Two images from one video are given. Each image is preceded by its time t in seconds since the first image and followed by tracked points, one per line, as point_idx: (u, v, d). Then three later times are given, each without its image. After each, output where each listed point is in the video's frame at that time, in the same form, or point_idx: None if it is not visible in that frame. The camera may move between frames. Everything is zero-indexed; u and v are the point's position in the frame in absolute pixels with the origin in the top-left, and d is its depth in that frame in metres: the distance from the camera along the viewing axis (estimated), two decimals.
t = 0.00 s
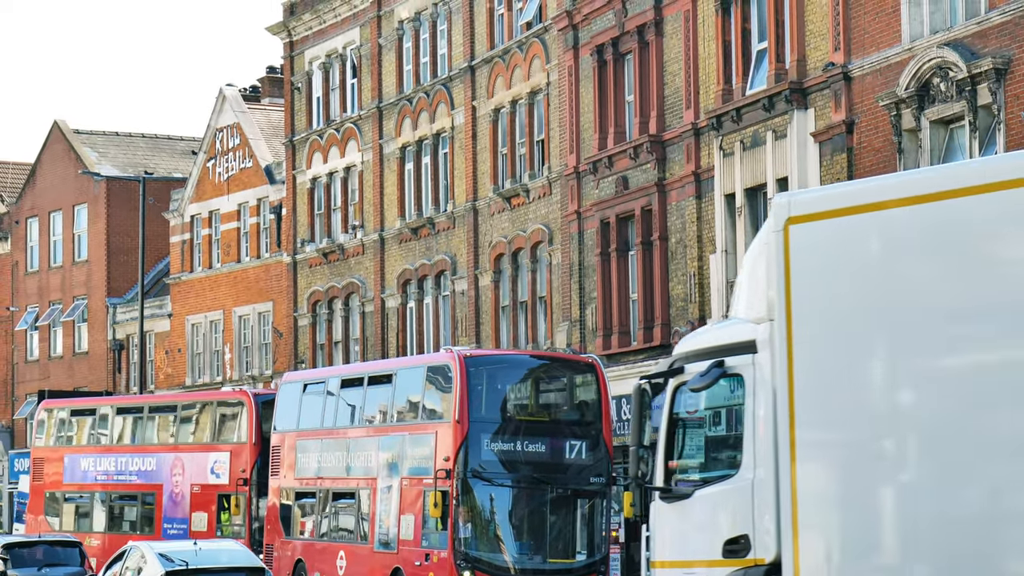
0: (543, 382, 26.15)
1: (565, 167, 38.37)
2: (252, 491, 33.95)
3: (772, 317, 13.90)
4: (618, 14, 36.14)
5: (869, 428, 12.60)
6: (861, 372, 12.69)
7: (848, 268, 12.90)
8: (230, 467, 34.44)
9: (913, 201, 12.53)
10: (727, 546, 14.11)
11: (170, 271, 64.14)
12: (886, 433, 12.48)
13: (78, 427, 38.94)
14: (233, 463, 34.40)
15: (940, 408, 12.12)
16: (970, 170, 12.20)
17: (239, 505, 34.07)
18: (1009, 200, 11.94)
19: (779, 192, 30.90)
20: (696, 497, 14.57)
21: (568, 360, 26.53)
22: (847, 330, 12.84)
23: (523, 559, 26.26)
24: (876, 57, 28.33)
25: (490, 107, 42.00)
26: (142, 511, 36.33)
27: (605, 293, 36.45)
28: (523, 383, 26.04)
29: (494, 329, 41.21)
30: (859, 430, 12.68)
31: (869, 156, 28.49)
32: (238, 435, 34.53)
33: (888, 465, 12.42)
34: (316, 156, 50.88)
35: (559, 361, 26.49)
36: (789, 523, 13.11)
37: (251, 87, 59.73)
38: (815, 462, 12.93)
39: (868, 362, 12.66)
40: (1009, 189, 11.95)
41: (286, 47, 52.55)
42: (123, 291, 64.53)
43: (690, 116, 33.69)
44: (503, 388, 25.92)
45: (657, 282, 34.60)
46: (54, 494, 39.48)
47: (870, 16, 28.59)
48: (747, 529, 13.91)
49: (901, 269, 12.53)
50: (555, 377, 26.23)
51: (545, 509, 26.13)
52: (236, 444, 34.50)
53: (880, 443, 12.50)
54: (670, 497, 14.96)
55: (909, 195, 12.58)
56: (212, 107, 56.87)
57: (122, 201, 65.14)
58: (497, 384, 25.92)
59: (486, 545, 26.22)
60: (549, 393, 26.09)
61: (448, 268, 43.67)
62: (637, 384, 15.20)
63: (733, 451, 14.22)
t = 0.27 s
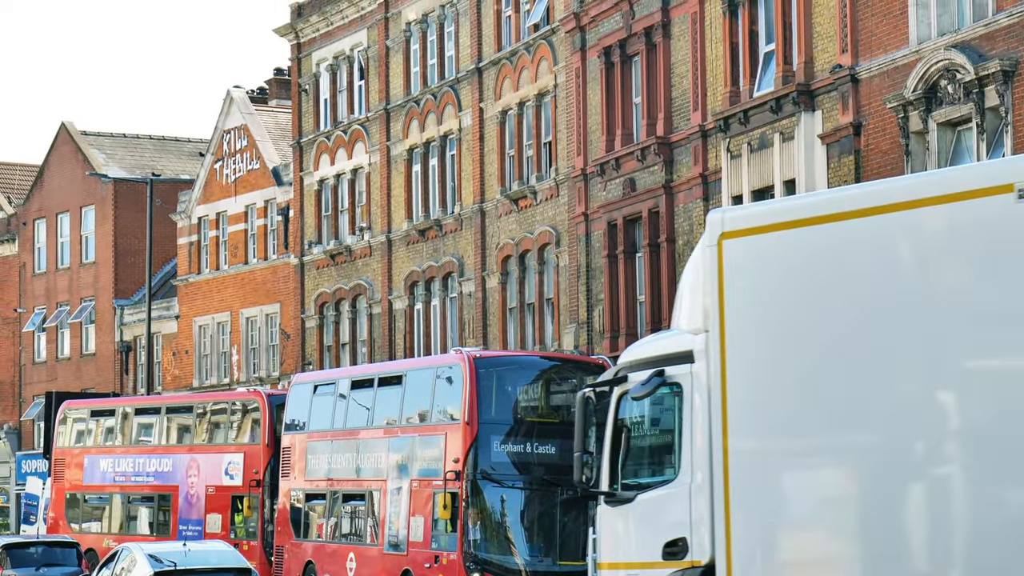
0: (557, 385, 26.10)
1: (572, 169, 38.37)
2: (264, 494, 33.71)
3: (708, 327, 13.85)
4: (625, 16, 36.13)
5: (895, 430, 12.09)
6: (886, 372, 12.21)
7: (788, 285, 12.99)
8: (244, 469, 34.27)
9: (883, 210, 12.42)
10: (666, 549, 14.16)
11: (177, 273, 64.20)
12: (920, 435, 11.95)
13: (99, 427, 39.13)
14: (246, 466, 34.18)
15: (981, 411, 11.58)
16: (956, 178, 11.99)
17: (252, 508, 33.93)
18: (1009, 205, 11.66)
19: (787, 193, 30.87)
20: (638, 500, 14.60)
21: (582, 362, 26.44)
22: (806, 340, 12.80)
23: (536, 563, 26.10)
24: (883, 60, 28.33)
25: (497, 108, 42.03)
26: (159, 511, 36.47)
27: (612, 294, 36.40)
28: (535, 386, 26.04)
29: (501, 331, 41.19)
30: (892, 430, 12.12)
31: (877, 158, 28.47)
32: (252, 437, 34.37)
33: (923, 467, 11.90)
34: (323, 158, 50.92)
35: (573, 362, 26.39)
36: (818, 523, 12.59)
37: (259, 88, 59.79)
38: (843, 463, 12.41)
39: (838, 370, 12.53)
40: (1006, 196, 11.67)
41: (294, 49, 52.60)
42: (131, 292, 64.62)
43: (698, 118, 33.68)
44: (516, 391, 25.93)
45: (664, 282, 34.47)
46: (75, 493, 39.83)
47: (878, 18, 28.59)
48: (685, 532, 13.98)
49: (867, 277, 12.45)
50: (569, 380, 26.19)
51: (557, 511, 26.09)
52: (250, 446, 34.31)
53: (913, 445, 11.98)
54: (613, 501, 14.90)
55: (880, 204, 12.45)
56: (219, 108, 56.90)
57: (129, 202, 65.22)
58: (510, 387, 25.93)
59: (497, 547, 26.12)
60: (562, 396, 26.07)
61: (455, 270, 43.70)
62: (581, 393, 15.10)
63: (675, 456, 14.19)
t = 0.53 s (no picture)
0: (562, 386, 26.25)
1: (580, 171, 38.39)
2: (274, 496, 33.88)
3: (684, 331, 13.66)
4: (632, 18, 36.15)
5: (930, 426, 11.64)
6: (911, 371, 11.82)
7: (777, 290, 12.89)
8: (254, 470, 34.45)
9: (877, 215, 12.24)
10: (614, 551, 14.60)
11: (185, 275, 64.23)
12: (951, 432, 11.51)
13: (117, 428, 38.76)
14: (257, 468, 34.38)
15: (1016, 409, 11.12)
16: (957, 181, 11.74)
17: (262, 509, 34.07)
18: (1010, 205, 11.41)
19: (794, 195, 30.85)
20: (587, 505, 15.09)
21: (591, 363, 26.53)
22: (803, 345, 12.64)
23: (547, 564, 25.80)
24: (891, 61, 28.30)
25: (504, 110, 42.07)
26: (173, 514, 36.29)
27: (619, 296, 36.39)
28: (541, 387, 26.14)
29: (508, 333, 41.19)
30: (926, 428, 11.67)
31: (885, 159, 28.43)
32: (262, 438, 34.49)
33: (955, 465, 11.45)
34: (330, 160, 50.96)
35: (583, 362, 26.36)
36: (848, 521, 12.19)
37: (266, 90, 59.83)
38: (879, 460, 11.95)
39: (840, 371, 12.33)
40: (1012, 197, 11.39)
41: (301, 51, 52.65)
42: (139, 294, 64.67)
43: (705, 119, 33.69)
44: (523, 392, 26.00)
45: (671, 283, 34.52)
46: (91, 495, 39.27)
47: (885, 20, 28.57)
48: (631, 535, 14.43)
49: (863, 281, 12.26)
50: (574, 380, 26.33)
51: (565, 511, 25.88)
52: (261, 448, 34.44)
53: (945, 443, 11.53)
54: (565, 505, 15.41)
55: (875, 207, 12.29)
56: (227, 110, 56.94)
57: (137, 204, 65.29)
58: (517, 388, 26.02)
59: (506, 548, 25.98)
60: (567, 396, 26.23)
61: (463, 272, 43.72)
62: (535, 400, 15.67)
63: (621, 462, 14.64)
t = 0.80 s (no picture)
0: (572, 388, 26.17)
1: (587, 172, 38.39)
2: (281, 496, 33.86)
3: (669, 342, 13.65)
4: (640, 20, 36.14)
5: (959, 427, 11.20)
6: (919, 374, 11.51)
7: (754, 301, 12.85)
8: (261, 471, 34.35)
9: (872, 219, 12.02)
10: (569, 553, 14.78)
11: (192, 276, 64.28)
12: (984, 434, 11.06)
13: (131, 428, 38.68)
14: (263, 469, 34.28)
15: None
16: (955, 185, 11.51)
17: (268, 510, 34.05)
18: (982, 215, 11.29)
19: (801, 196, 30.85)
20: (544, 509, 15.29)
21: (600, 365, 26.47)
22: (799, 349, 12.44)
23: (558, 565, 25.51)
24: (898, 63, 28.29)
25: (512, 112, 42.09)
26: (184, 514, 36.42)
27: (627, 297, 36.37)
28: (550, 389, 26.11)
29: (516, 335, 41.16)
30: (954, 430, 11.24)
31: (893, 161, 28.41)
32: (269, 438, 34.43)
33: (985, 467, 11.02)
34: (338, 162, 50.99)
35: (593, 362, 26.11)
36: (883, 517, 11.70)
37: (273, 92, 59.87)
38: (909, 461, 11.51)
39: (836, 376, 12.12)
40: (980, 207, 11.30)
41: (308, 52, 52.69)
42: (146, 296, 64.71)
43: (712, 121, 33.69)
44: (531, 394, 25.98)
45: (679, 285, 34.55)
46: (108, 496, 39.13)
47: (893, 22, 28.56)
48: (585, 537, 14.61)
49: (856, 286, 12.06)
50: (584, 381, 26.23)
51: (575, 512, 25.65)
52: (266, 448, 34.37)
53: (974, 444, 11.10)
54: (525, 509, 15.63)
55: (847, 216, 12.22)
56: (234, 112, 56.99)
57: (144, 206, 65.35)
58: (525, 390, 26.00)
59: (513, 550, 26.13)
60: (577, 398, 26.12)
61: (470, 274, 43.72)
62: (494, 408, 15.93)
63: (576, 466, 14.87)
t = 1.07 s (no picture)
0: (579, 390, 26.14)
1: (594, 175, 38.39)
2: (285, 500, 33.93)
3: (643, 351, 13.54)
4: (646, 22, 36.14)
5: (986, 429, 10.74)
6: (930, 377, 11.14)
7: (729, 308, 12.76)
8: (266, 474, 34.37)
9: (863, 221, 11.79)
10: (527, 556, 15.12)
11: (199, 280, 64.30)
12: (1011, 438, 10.61)
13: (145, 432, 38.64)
14: (268, 472, 34.29)
15: None
16: (949, 187, 11.26)
17: (272, 514, 34.12)
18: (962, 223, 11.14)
19: (808, 198, 30.83)
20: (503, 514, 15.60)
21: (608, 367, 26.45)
22: (793, 353, 12.15)
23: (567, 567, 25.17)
24: (904, 64, 28.26)
25: (518, 115, 42.10)
26: (193, 519, 36.52)
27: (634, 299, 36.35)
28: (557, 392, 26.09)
29: (522, 337, 41.15)
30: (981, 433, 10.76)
31: (900, 162, 28.38)
32: (273, 441, 34.40)
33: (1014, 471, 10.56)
34: (344, 165, 51.02)
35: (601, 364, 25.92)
36: (914, 521, 11.14)
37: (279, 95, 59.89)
38: (934, 466, 11.02)
39: (829, 379, 11.84)
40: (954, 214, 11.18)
41: (314, 56, 52.71)
42: (153, 300, 64.72)
43: (719, 123, 33.68)
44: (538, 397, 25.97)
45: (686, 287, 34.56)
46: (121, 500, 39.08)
47: (899, 24, 28.54)
48: (543, 540, 14.95)
49: (848, 293, 11.83)
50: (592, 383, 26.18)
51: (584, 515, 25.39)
52: (270, 452, 34.37)
53: (1002, 447, 10.64)
54: (487, 513, 15.89)
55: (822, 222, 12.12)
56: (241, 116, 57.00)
57: (151, 210, 65.39)
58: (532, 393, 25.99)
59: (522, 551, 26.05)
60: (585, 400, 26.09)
61: (477, 276, 43.71)
62: (456, 413, 15.97)
63: (536, 473, 15.22)
